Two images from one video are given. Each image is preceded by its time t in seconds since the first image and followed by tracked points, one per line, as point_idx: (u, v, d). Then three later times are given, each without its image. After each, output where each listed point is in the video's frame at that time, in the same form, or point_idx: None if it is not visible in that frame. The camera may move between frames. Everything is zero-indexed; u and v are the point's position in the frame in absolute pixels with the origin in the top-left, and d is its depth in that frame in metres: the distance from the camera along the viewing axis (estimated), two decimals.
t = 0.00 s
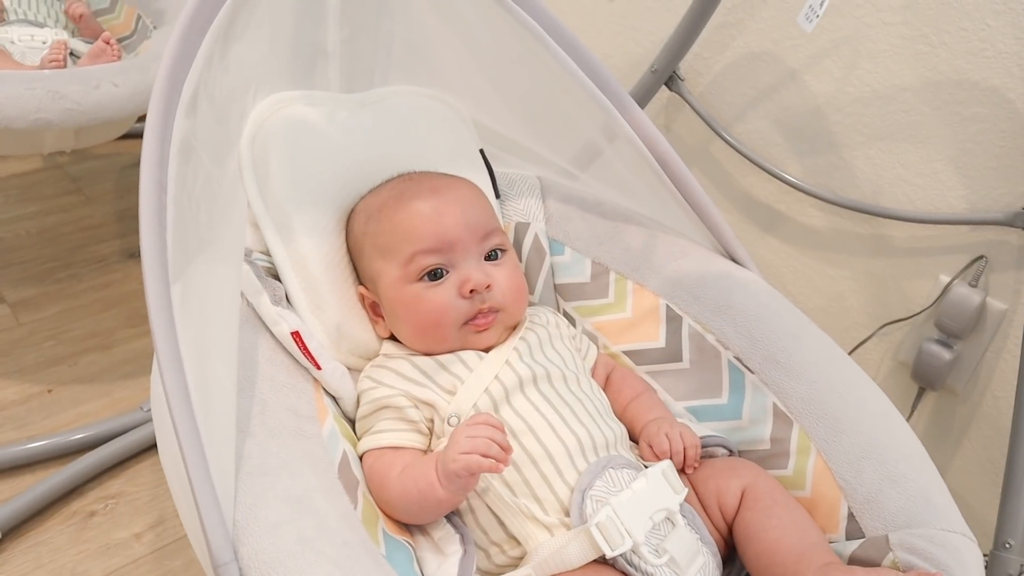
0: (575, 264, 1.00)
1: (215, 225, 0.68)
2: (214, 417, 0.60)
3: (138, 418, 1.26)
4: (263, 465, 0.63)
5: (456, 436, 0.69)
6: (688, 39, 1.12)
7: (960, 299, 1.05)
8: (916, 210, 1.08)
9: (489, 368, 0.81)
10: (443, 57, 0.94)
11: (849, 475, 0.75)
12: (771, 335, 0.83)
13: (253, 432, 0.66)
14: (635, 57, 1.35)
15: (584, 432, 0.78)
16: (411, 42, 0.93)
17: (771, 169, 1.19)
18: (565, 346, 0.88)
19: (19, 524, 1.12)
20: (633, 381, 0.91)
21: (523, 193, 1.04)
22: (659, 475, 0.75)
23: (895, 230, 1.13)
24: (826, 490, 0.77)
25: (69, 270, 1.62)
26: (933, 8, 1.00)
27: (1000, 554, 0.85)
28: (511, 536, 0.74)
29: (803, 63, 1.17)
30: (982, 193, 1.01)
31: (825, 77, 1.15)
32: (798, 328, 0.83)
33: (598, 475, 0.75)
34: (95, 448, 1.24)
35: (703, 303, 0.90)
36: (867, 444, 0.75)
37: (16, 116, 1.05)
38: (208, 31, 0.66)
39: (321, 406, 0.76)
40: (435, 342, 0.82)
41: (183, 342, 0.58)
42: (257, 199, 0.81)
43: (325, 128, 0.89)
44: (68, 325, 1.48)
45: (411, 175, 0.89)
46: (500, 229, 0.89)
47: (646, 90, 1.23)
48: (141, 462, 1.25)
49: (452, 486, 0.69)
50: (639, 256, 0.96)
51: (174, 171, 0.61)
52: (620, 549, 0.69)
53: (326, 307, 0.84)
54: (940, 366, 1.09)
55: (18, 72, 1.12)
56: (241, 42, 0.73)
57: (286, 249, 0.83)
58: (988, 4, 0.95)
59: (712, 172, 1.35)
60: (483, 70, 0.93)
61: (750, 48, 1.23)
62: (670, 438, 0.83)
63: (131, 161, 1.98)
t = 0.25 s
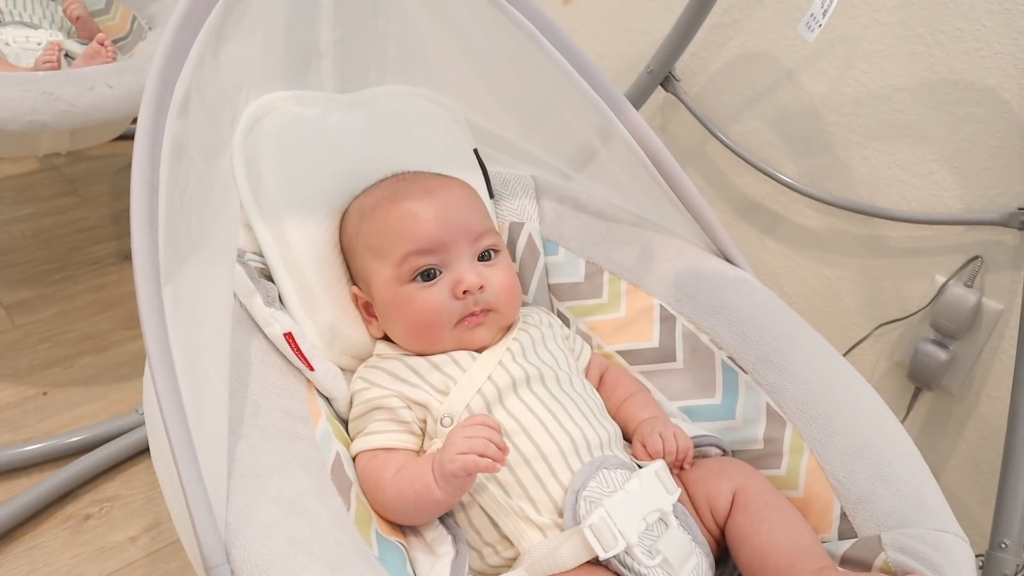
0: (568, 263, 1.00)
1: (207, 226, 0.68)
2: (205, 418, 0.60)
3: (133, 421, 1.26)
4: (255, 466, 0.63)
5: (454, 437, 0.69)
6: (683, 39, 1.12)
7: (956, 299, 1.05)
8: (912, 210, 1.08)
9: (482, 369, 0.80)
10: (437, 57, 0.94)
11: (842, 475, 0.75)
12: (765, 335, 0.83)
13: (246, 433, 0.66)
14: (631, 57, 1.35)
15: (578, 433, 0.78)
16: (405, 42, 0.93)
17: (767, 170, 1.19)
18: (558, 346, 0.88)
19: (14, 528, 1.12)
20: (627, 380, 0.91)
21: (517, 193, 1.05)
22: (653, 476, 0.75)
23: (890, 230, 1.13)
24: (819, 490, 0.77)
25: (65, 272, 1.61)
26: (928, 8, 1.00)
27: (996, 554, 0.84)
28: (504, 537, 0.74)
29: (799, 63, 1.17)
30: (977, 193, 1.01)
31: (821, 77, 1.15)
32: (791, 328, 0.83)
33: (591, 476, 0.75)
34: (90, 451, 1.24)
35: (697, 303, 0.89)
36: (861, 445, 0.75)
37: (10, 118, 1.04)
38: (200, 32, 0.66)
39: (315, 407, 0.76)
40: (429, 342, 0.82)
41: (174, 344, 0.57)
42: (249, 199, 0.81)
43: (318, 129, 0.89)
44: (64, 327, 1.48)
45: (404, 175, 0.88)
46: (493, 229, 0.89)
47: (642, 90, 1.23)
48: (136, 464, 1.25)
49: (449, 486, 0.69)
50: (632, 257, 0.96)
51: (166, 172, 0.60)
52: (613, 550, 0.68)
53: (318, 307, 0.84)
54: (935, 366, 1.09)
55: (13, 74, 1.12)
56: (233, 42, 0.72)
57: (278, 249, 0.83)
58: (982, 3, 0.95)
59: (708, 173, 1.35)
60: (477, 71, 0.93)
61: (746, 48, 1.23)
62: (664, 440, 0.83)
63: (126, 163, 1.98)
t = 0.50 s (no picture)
0: (562, 262, 1.00)
1: (198, 226, 0.68)
2: (196, 420, 0.59)
3: (128, 420, 1.25)
4: (246, 468, 0.63)
5: (443, 442, 0.69)
6: (677, 36, 1.12)
7: (950, 296, 1.04)
8: (906, 206, 1.08)
9: (475, 368, 0.80)
10: (429, 54, 0.94)
11: (838, 473, 0.75)
12: (760, 333, 0.83)
13: (237, 435, 0.65)
14: (625, 54, 1.34)
15: (571, 433, 0.78)
16: (398, 39, 0.93)
17: (761, 166, 1.19)
18: (552, 345, 0.88)
19: (8, 528, 1.11)
20: (623, 379, 0.91)
21: (511, 191, 1.04)
22: (647, 475, 0.75)
23: (885, 226, 1.13)
24: (815, 489, 0.77)
25: (58, 272, 1.61)
26: (922, 3, 1.00)
27: (990, 550, 0.85)
28: (497, 537, 0.74)
29: (793, 59, 1.17)
30: (972, 189, 1.01)
31: (815, 73, 1.14)
32: (786, 326, 0.83)
33: (585, 475, 0.75)
34: (84, 451, 1.23)
35: (692, 301, 0.89)
36: (856, 442, 0.75)
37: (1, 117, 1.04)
38: (189, 30, 0.65)
39: (307, 408, 0.75)
40: (422, 342, 0.82)
41: (165, 345, 0.57)
42: (240, 199, 0.81)
43: (310, 128, 0.89)
44: (57, 327, 1.47)
45: (396, 174, 0.88)
46: (486, 227, 0.89)
47: (636, 87, 1.23)
48: (131, 464, 1.24)
49: (441, 490, 0.68)
50: (627, 255, 0.96)
51: (155, 172, 0.60)
52: (606, 550, 0.68)
53: (311, 307, 0.83)
54: (930, 362, 1.09)
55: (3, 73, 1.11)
56: (223, 40, 0.72)
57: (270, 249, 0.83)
58: None
59: (703, 170, 1.35)
60: (470, 68, 0.92)
61: (740, 44, 1.23)
62: (658, 441, 0.83)
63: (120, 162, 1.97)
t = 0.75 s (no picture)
0: (564, 264, 1.01)
1: (201, 230, 0.68)
2: (202, 423, 0.60)
3: (126, 421, 1.25)
4: (252, 471, 0.63)
5: (448, 440, 0.69)
6: (674, 36, 1.12)
7: (946, 294, 1.05)
8: (902, 206, 1.09)
9: (479, 368, 0.81)
10: (428, 56, 0.94)
11: (840, 472, 0.76)
12: (760, 333, 0.84)
13: (242, 438, 0.66)
14: (623, 54, 1.35)
15: (574, 433, 0.78)
16: (397, 41, 0.93)
17: (758, 166, 1.19)
18: (555, 346, 0.88)
19: (7, 529, 1.11)
20: (625, 379, 0.92)
21: (512, 193, 1.04)
22: (650, 475, 0.76)
23: (881, 226, 1.14)
24: (817, 488, 0.78)
25: (55, 273, 1.60)
26: (916, 5, 1.01)
27: (987, 547, 0.85)
28: (502, 537, 0.74)
29: (789, 59, 1.17)
30: (966, 188, 1.02)
31: (811, 74, 1.15)
32: (787, 326, 0.83)
33: (589, 476, 0.76)
34: (82, 452, 1.23)
35: (694, 301, 0.90)
36: (856, 441, 0.75)
37: None
38: (191, 35, 0.66)
39: (311, 410, 0.76)
40: (426, 344, 0.82)
41: (170, 348, 0.57)
42: (243, 203, 0.81)
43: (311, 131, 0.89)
44: (54, 328, 1.47)
45: (398, 176, 0.88)
46: (487, 228, 0.89)
47: (634, 87, 1.23)
48: (130, 465, 1.24)
49: (446, 487, 0.69)
50: (627, 255, 0.96)
51: (159, 175, 0.60)
52: (612, 551, 0.69)
53: (314, 310, 0.83)
54: (926, 360, 1.10)
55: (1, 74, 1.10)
56: (225, 45, 0.72)
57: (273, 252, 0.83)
58: None
59: (700, 169, 1.36)
60: (469, 70, 0.93)
61: (736, 45, 1.24)
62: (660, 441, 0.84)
63: (116, 163, 1.96)
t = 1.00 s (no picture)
0: (571, 265, 1.01)
1: (209, 233, 0.68)
2: (210, 426, 0.60)
3: (132, 421, 1.26)
4: (259, 473, 0.63)
5: (456, 447, 0.69)
6: (681, 36, 1.12)
7: (954, 295, 1.05)
8: (910, 207, 1.08)
9: (487, 371, 0.81)
10: (436, 57, 0.94)
11: (848, 475, 0.76)
12: (768, 335, 0.84)
13: (250, 440, 0.66)
14: (630, 54, 1.34)
15: (582, 436, 0.78)
16: (404, 42, 0.93)
17: (766, 166, 1.19)
18: (564, 348, 0.88)
19: (14, 528, 1.12)
20: (632, 382, 0.92)
21: (519, 195, 1.04)
22: (658, 478, 0.76)
23: (889, 227, 1.13)
24: (826, 490, 0.78)
25: (62, 272, 1.61)
26: (926, 5, 1.01)
27: (993, 549, 0.85)
28: (509, 539, 0.74)
29: (796, 59, 1.17)
30: (974, 189, 1.02)
31: (819, 74, 1.15)
32: (795, 328, 0.83)
33: (597, 478, 0.76)
34: (89, 451, 1.23)
35: (701, 303, 0.90)
36: (864, 443, 0.75)
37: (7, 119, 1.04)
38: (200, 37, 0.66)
39: (319, 412, 0.76)
40: (435, 346, 0.82)
41: (178, 351, 0.57)
42: (251, 205, 0.81)
43: (319, 133, 0.89)
44: (61, 327, 1.48)
45: (405, 179, 0.88)
46: (495, 231, 0.89)
47: (641, 88, 1.23)
48: (137, 464, 1.25)
49: (453, 495, 0.69)
50: (635, 257, 0.96)
51: (168, 178, 0.60)
52: (619, 554, 0.69)
53: (322, 312, 0.83)
54: (933, 362, 1.10)
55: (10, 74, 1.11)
56: (234, 48, 0.72)
57: (281, 255, 0.83)
58: None
59: (707, 170, 1.35)
60: (476, 71, 0.93)
61: (743, 45, 1.23)
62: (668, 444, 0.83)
63: (123, 162, 1.96)
